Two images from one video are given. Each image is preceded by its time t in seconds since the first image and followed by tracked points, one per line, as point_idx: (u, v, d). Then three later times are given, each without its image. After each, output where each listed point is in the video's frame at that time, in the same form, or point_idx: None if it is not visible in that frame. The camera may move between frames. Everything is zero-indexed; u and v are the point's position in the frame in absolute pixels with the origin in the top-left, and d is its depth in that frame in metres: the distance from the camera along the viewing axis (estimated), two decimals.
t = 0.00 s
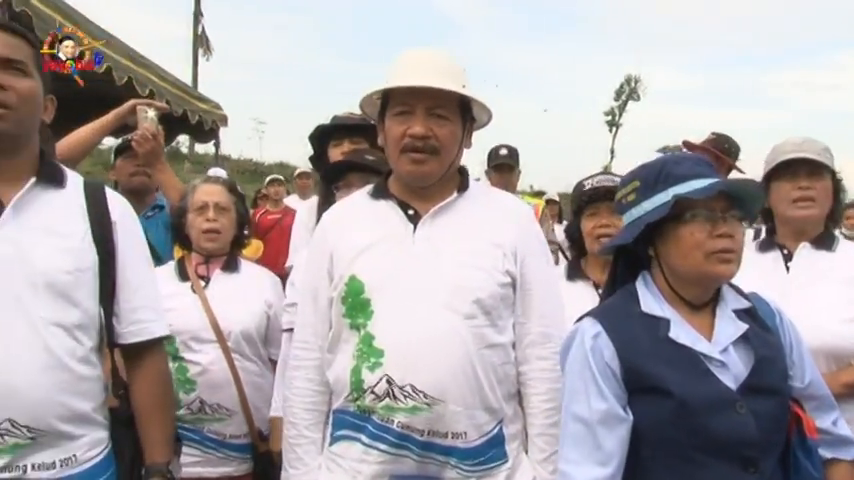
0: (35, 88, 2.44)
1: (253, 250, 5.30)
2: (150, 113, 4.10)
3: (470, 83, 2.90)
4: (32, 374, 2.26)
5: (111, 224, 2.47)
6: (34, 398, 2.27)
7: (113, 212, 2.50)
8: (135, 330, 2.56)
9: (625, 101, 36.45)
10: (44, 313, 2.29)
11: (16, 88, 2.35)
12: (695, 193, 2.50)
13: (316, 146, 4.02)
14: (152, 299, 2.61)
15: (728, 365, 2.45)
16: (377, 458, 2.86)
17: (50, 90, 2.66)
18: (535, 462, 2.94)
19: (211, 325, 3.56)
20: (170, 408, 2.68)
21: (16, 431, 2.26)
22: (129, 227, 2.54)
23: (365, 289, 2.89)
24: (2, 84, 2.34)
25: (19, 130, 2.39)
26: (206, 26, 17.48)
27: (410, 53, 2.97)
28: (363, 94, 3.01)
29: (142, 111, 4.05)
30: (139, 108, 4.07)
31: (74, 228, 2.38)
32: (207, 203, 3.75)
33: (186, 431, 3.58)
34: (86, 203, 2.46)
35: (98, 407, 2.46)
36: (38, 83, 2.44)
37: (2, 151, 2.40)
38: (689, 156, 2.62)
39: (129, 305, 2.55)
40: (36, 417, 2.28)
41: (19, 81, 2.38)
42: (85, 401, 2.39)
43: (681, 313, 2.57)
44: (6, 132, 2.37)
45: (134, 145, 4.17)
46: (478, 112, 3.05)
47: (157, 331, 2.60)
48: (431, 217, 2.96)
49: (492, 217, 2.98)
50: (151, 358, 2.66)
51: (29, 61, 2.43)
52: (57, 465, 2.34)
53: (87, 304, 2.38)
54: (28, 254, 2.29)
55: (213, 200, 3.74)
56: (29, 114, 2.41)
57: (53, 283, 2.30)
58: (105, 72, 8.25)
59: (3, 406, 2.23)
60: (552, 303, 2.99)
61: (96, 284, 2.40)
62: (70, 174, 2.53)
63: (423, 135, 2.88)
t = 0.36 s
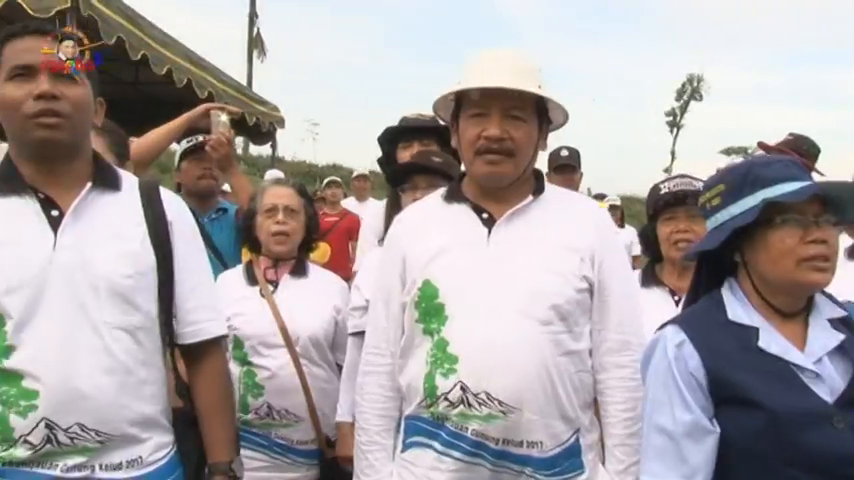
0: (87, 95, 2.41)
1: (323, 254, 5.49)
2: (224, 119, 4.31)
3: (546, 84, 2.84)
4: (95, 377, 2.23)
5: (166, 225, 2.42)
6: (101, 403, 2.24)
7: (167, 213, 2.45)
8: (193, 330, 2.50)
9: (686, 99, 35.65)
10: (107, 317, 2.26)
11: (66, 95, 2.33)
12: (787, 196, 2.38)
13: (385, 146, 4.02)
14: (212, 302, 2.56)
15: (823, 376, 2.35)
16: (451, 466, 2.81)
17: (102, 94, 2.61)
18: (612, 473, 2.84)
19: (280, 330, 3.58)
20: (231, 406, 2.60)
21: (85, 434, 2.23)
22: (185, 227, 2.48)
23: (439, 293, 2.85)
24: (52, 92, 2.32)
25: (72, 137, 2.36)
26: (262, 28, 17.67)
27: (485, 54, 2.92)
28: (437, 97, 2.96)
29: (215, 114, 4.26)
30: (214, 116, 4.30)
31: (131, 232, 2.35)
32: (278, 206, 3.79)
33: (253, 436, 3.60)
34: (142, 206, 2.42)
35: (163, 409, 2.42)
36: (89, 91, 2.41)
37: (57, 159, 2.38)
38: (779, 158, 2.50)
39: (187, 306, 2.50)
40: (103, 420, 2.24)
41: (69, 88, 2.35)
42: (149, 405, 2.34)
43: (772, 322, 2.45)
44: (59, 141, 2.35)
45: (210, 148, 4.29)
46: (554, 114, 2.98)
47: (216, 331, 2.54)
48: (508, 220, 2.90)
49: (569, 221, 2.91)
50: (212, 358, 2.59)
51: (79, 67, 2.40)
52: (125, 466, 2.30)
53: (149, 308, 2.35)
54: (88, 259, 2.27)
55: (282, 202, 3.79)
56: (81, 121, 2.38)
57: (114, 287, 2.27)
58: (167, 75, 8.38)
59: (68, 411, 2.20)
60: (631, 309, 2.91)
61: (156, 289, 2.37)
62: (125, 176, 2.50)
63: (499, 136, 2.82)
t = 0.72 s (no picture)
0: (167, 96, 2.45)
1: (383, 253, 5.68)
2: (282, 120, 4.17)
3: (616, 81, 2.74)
4: (173, 375, 2.24)
5: (241, 225, 2.42)
6: (179, 401, 2.24)
7: (243, 213, 2.45)
8: (267, 331, 2.49)
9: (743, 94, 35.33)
10: (185, 317, 2.27)
11: (150, 96, 2.36)
12: None
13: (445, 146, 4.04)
14: (284, 301, 2.55)
15: None
16: (517, 472, 2.74)
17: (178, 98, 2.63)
18: None
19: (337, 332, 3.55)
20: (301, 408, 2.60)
21: (164, 434, 2.24)
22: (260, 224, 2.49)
23: (504, 296, 2.79)
24: (137, 92, 2.34)
25: (154, 138, 2.39)
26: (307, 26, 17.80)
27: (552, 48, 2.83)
28: (503, 95, 2.90)
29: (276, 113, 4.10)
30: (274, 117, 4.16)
31: (207, 231, 2.35)
32: (335, 206, 3.77)
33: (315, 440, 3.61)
34: (218, 205, 2.42)
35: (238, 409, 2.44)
36: (169, 90, 2.44)
37: (138, 159, 2.40)
38: None
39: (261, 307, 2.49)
40: (182, 419, 2.25)
41: (152, 89, 2.39)
42: (225, 405, 2.34)
43: None
44: (141, 141, 2.37)
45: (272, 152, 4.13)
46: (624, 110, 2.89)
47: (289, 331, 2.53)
48: (576, 221, 2.83)
49: (638, 222, 2.82)
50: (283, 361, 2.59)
51: (160, 69, 2.43)
52: (203, 472, 2.31)
53: (224, 307, 2.35)
54: (168, 258, 2.28)
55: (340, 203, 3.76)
56: (162, 122, 2.41)
57: (191, 287, 2.28)
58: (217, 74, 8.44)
59: (147, 410, 2.21)
60: (704, 313, 2.81)
61: (233, 287, 2.37)
62: (201, 175, 2.51)
63: (566, 135, 2.75)
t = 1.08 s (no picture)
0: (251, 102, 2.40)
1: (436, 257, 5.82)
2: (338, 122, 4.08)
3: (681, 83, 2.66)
4: (253, 380, 2.18)
5: (320, 231, 2.36)
6: (255, 406, 2.18)
7: (323, 218, 2.40)
8: (342, 338, 2.43)
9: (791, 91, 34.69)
10: (264, 322, 2.21)
11: (237, 102, 2.31)
12: None
13: (498, 148, 4.04)
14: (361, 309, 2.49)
15: None
16: None
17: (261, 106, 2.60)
18: None
19: (387, 338, 3.48)
20: (373, 415, 2.53)
21: (242, 438, 2.18)
22: (338, 232, 2.42)
23: (565, 303, 2.71)
24: (224, 98, 2.30)
25: (240, 143, 2.34)
26: (347, 27, 17.86)
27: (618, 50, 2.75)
28: (564, 97, 2.84)
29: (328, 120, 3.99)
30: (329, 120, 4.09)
31: (287, 236, 2.30)
32: (387, 210, 3.72)
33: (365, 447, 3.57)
34: (298, 211, 2.37)
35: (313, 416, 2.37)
36: (253, 96, 2.40)
37: (221, 164, 2.36)
38: None
39: (337, 313, 2.43)
40: (259, 424, 2.19)
41: (238, 94, 2.34)
42: (300, 411, 2.28)
43: None
44: (226, 146, 2.33)
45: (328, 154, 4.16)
46: (690, 113, 2.80)
47: (365, 340, 2.47)
48: (638, 227, 2.75)
49: (704, 228, 2.73)
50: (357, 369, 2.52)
51: (247, 75, 2.39)
52: (278, 477, 2.24)
53: (302, 313, 2.29)
54: (248, 262, 2.23)
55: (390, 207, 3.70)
56: (247, 128, 2.37)
57: (271, 292, 2.22)
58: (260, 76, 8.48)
59: (227, 414, 2.15)
60: (773, 322, 2.71)
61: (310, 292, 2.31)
62: (281, 182, 2.46)
63: (630, 138, 2.67)
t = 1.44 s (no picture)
0: (321, 106, 2.32)
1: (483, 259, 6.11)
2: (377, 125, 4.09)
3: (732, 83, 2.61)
4: (316, 383, 2.14)
5: (382, 234, 2.31)
6: (319, 409, 2.15)
7: (385, 220, 2.36)
8: (401, 344, 2.39)
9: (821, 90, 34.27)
10: (328, 324, 2.16)
11: (306, 107, 2.23)
12: None
13: (537, 150, 4.10)
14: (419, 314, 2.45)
15: None
16: None
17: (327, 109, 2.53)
18: None
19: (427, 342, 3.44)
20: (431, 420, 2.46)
21: (305, 440, 2.14)
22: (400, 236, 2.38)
23: (612, 307, 2.67)
24: (294, 102, 2.22)
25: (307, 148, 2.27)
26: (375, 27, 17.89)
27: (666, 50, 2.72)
28: (612, 97, 2.80)
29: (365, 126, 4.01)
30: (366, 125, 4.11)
31: (352, 239, 2.25)
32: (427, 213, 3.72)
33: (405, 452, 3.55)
34: (361, 213, 2.33)
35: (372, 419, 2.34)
36: (322, 101, 2.32)
37: (286, 168, 2.29)
38: None
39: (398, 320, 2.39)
40: (323, 428, 2.15)
41: (308, 99, 2.26)
42: (362, 414, 2.26)
43: None
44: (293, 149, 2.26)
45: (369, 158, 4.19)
46: (741, 112, 2.74)
47: (424, 346, 2.42)
48: (686, 230, 2.69)
49: (755, 231, 2.68)
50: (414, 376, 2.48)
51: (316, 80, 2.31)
52: None
53: (365, 317, 2.24)
54: (313, 263, 2.17)
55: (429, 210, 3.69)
56: (314, 134, 2.29)
57: (337, 295, 2.18)
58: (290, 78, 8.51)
59: (292, 416, 2.11)
60: (828, 328, 2.65)
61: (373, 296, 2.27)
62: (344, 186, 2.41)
63: (679, 139, 2.61)
